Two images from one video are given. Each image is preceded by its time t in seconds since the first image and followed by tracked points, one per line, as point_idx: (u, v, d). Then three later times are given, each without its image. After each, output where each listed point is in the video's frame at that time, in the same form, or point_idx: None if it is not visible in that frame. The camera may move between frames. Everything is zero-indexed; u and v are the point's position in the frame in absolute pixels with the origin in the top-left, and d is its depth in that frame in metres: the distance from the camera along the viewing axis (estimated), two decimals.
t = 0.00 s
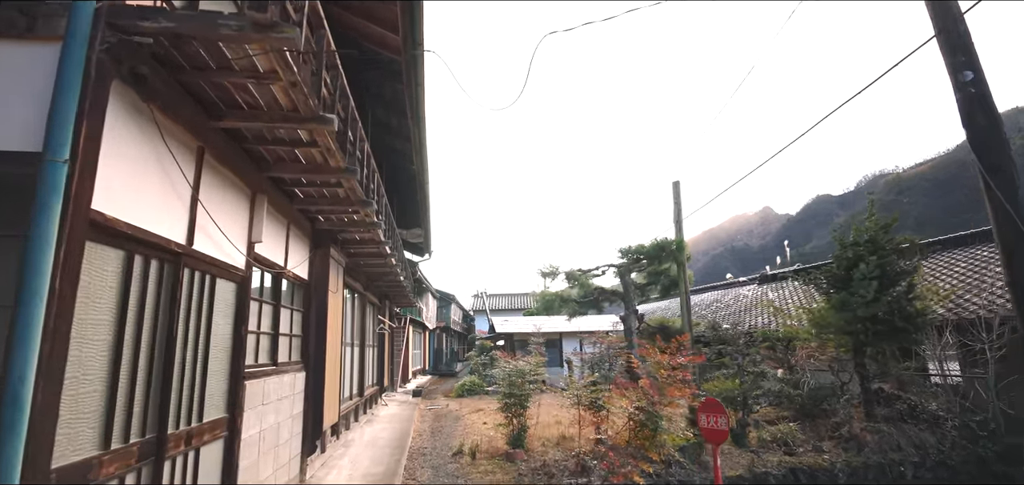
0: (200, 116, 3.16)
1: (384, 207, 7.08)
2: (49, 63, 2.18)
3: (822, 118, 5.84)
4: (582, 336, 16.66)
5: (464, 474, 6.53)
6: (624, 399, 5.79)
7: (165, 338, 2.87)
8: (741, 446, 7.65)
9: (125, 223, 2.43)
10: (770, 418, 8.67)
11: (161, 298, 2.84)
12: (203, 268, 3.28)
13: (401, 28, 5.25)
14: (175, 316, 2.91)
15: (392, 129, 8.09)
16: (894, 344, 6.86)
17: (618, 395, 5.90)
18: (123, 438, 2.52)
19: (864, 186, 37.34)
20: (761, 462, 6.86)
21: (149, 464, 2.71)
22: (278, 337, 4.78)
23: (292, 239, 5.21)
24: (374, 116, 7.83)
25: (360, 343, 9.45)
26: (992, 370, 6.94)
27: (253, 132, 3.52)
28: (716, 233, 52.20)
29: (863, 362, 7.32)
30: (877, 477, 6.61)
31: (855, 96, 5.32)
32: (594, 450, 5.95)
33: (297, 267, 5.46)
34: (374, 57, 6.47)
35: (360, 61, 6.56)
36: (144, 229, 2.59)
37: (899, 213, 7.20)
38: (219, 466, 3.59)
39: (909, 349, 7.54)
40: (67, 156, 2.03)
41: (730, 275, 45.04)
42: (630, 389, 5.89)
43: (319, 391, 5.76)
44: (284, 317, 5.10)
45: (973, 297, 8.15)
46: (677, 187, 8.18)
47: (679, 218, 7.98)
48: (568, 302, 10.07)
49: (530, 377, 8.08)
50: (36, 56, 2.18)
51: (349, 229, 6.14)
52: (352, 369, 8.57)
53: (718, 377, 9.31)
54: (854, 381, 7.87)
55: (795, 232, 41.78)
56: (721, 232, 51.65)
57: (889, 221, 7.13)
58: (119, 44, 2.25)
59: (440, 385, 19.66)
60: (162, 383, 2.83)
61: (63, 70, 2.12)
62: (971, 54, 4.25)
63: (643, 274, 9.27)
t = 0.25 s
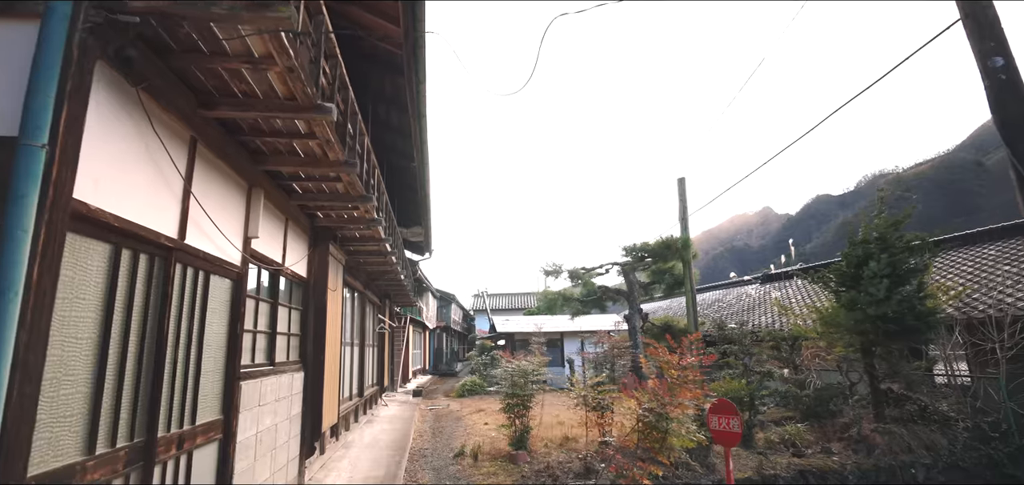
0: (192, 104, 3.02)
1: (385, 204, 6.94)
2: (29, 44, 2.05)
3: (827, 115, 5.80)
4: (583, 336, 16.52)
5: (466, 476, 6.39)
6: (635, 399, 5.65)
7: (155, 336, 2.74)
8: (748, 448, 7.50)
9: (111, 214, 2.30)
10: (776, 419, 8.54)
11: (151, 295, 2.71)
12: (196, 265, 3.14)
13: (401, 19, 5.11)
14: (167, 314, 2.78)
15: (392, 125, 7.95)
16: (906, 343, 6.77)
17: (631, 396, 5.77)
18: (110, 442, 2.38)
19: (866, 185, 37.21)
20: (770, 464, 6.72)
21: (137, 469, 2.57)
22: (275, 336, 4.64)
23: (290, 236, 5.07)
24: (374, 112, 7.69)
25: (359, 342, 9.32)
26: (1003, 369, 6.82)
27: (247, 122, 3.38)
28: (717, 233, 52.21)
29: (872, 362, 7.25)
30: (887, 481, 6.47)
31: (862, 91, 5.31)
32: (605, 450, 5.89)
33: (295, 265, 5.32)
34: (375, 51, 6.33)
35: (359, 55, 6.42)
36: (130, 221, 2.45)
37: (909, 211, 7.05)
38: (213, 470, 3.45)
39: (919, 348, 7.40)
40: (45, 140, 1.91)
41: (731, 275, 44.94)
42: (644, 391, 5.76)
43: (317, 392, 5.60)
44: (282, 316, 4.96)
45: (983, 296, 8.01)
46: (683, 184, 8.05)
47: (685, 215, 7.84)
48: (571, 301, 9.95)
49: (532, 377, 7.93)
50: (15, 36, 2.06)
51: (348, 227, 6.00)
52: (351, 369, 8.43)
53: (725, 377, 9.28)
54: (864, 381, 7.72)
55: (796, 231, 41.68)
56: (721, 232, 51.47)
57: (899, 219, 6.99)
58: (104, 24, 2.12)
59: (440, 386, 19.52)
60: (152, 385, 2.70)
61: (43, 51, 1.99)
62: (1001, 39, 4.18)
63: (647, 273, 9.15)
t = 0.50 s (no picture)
0: (185, 93, 2.90)
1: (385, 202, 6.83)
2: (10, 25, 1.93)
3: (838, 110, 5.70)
4: (584, 336, 16.40)
5: (468, 478, 6.27)
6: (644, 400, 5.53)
7: (146, 335, 2.62)
8: (755, 450, 7.38)
9: (97, 205, 2.18)
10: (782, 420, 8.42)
11: (142, 292, 2.59)
12: (189, 260, 3.02)
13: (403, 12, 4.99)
14: (158, 312, 2.66)
15: (393, 122, 7.83)
16: (917, 341, 6.67)
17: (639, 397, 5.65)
18: (96, 446, 2.26)
19: (866, 185, 37.13)
20: (777, 466, 6.60)
21: (126, 475, 2.45)
22: (273, 335, 4.54)
23: (288, 232, 4.95)
24: (374, 108, 7.56)
25: (360, 342, 9.20)
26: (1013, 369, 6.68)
27: (244, 113, 3.27)
28: (717, 233, 52.12)
29: (881, 362, 7.12)
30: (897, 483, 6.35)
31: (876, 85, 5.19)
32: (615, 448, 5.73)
33: (294, 262, 5.20)
34: (375, 45, 6.21)
35: (360, 50, 6.30)
36: (119, 214, 2.34)
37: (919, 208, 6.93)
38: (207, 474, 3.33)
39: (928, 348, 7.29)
40: (24, 126, 1.78)
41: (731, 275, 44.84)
42: (652, 390, 5.65)
43: (316, 393, 5.48)
44: (280, 315, 4.85)
45: (992, 295, 7.90)
46: (688, 181, 7.93)
47: (689, 213, 7.72)
48: (573, 300, 9.82)
49: (535, 377, 7.82)
50: None
51: (348, 224, 5.89)
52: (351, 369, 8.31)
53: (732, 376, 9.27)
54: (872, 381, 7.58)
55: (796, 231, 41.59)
56: (722, 231, 51.37)
57: (908, 217, 6.87)
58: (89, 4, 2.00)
59: (440, 386, 19.40)
60: (143, 385, 2.59)
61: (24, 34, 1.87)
62: None
63: (651, 272, 9.02)
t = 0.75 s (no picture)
0: (178, 84, 2.80)
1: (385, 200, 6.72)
2: None
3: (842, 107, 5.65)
4: (585, 336, 16.31)
5: (469, 480, 6.16)
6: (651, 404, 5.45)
7: (137, 334, 2.52)
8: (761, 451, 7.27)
9: (83, 198, 2.08)
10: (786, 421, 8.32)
11: (132, 290, 2.49)
12: (183, 258, 2.92)
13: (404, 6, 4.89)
14: (150, 311, 2.56)
15: (393, 120, 7.73)
16: (926, 341, 6.57)
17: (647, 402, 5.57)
18: (82, 452, 2.16)
19: (867, 185, 37.08)
20: (784, 468, 6.50)
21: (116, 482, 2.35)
22: (271, 336, 4.43)
23: (286, 230, 4.84)
24: (374, 105, 7.46)
25: (359, 342, 9.11)
26: None
27: (240, 106, 3.16)
28: (718, 233, 52.06)
29: (889, 363, 7.01)
30: None
31: (881, 82, 5.13)
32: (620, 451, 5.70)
33: (292, 261, 5.10)
34: (375, 42, 6.11)
35: (360, 45, 6.19)
36: (107, 208, 2.24)
37: (928, 207, 6.82)
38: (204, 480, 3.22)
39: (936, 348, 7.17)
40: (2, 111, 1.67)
41: (731, 275, 44.78)
42: (661, 393, 5.56)
43: (316, 394, 5.37)
44: (278, 315, 4.74)
45: (999, 295, 7.79)
46: (692, 179, 7.82)
47: (694, 212, 7.61)
48: (575, 300, 9.71)
49: (537, 377, 7.71)
50: None
51: (348, 222, 5.77)
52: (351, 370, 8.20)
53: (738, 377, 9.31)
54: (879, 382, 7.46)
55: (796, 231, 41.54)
56: (722, 231, 51.29)
57: (916, 215, 6.77)
58: None
59: (440, 386, 19.30)
60: (133, 387, 2.48)
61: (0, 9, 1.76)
62: None
63: (654, 271, 8.91)
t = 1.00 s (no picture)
0: (168, 75, 2.68)
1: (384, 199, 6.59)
2: None
3: (848, 104, 5.56)
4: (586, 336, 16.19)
5: None
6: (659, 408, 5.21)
7: (124, 337, 2.40)
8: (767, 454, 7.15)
9: (62, 192, 1.96)
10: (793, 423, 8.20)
11: (118, 290, 2.37)
12: (174, 257, 2.80)
13: None
14: (137, 312, 2.44)
15: (392, 117, 7.60)
16: (936, 342, 6.45)
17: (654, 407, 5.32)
18: (62, 462, 2.03)
19: (867, 185, 37.04)
20: (792, 472, 6.38)
21: None
22: (267, 337, 4.31)
23: (283, 229, 4.71)
24: (373, 102, 7.33)
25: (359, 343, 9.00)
26: None
27: (233, 99, 3.04)
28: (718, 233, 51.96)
29: (897, 365, 6.88)
30: None
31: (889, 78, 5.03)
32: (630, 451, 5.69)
33: (289, 260, 4.98)
34: (375, 37, 5.98)
35: (359, 40, 6.06)
36: (89, 203, 2.12)
37: (938, 205, 6.69)
38: None
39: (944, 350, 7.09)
40: None
41: (732, 275, 44.68)
42: (669, 397, 5.33)
43: (314, 397, 5.24)
44: (275, 316, 4.61)
45: (1009, 295, 7.67)
46: (696, 178, 7.70)
47: (698, 211, 7.48)
48: (577, 300, 9.58)
49: (540, 378, 7.58)
50: None
51: (347, 221, 5.65)
52: (350, 371, 8.09)
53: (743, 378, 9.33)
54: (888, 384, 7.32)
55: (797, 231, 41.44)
56: (722, 231, 51.26)
57: (925, 214, 6.64)
58: None
59: (441, 386, 19.19)
60: (119, 391, 2.37)
61: None
62: None
63: (657, 271, 8.78)
